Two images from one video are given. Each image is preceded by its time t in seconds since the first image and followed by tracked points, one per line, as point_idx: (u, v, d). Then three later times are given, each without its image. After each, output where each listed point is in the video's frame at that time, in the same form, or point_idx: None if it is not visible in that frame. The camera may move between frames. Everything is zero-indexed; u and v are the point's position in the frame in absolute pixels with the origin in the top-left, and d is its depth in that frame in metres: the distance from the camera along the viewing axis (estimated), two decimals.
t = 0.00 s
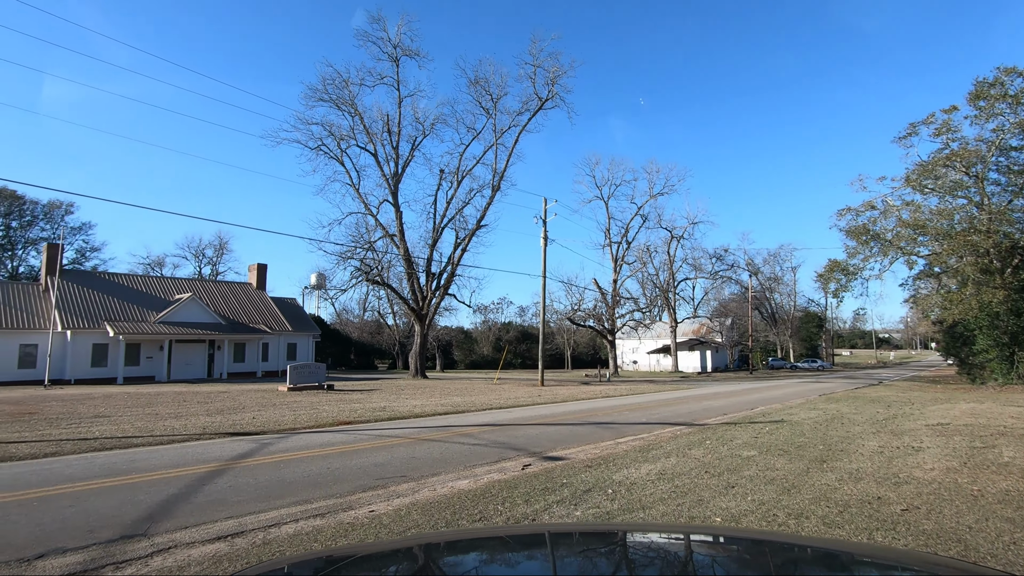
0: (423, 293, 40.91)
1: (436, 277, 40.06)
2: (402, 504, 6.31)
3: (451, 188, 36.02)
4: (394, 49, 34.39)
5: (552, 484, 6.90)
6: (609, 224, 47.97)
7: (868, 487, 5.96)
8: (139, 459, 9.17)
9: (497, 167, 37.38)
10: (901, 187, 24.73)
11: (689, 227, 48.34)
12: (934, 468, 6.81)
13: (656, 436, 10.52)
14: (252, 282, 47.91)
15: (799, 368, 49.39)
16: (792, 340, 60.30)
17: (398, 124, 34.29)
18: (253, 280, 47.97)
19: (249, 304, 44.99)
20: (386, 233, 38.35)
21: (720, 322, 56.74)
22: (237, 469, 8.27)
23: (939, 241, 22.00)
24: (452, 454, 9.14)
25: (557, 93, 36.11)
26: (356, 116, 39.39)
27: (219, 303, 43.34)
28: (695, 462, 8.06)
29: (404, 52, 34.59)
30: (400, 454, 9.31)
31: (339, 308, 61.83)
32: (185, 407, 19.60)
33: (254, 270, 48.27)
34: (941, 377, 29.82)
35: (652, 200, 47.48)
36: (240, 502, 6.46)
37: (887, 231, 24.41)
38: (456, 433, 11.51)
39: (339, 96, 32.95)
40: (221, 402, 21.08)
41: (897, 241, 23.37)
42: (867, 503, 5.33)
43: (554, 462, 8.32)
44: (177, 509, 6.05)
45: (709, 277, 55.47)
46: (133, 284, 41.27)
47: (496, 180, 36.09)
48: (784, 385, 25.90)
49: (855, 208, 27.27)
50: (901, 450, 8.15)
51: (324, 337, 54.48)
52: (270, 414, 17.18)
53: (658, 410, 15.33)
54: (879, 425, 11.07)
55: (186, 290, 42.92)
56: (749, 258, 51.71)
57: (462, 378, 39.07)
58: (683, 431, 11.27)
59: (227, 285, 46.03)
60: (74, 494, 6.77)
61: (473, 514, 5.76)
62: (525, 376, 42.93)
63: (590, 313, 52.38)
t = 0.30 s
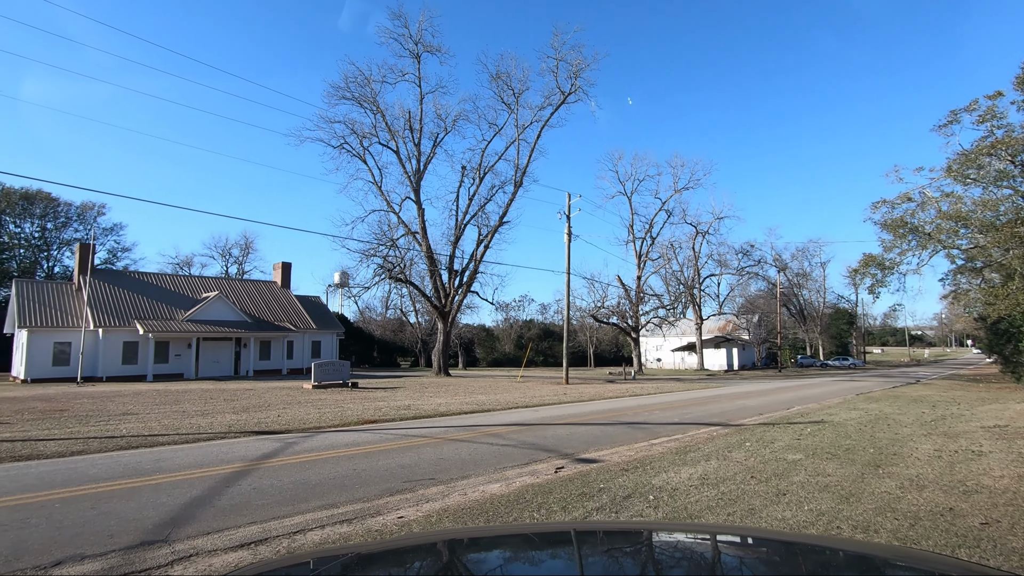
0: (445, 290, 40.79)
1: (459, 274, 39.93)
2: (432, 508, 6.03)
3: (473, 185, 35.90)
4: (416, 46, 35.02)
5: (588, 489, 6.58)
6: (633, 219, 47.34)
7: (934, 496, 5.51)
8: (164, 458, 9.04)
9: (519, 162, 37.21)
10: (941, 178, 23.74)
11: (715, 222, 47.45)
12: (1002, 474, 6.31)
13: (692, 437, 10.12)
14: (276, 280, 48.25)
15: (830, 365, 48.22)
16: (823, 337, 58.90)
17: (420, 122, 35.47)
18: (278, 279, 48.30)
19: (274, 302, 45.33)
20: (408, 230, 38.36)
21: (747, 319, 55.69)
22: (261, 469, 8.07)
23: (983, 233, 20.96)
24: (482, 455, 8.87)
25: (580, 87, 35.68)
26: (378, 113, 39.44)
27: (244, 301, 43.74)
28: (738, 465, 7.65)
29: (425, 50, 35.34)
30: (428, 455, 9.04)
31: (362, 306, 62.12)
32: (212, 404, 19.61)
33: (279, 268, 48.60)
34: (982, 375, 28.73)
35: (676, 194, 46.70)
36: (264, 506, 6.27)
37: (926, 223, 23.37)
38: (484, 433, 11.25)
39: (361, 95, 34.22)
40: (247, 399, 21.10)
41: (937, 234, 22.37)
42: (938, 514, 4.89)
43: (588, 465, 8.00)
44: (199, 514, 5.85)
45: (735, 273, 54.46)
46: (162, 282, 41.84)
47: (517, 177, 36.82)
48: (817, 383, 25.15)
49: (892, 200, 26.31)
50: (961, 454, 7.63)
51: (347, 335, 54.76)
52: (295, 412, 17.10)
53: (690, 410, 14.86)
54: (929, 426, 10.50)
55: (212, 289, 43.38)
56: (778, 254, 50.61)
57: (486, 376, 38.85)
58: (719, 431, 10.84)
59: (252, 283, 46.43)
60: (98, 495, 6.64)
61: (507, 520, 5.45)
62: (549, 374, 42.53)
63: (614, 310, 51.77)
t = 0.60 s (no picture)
0: (465, 287, 40.58)
1: (479, 271, 39.71)
2: (459, 513, 5.76)
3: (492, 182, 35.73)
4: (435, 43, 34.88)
5: (623, 493, 6.26)
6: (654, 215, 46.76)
7: (1002, 505, 5.09)
8: (186, 458, 8.91)
9: (538, 158, 37.00)
10: (979, 168, 22.82)
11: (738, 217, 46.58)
12: None
13: (726, 437, 9.74)
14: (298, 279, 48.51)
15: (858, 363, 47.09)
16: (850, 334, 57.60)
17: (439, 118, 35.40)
18: (299, 277, 48.56)
19: (296, 301, 45.57)
20: (428, 228, 38.27)
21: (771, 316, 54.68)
22: (283, 470, 7.89)
23: None
24: (508, 457, 8.60)
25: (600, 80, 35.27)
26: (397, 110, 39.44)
27: (267, 299, 44.04)
28: (780, 468, 7.26)
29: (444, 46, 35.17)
30: (453, 455, 8.79)
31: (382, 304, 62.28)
32: (235, 402, 19.63)
33: (300, 267, 48.86)
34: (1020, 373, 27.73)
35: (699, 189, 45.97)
36: (286, 511, 6.07)
37: (964, 215, 22.44)
38: (510, 433, 10.99)
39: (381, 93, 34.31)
40: (269, 397, 21.11)
41: (976, 226, 21.45)
42: (1013, 526, 4.47)
43: (619, 467, 7.72)
44: (219, 520, 5.65)
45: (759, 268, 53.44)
46: (186, 281, 42.29)
47: (538, 172, 36.30)
48: (847, 382, 24.52)
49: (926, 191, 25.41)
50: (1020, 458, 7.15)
51: (368, 333, 54.97)
52: (318, 410, 17.02)
53: (719, 409, 14.40)
54: (976, 427, 9.99)
55: (236, 287, 43.74)
56: (803, 249, 49.55)
57: (507, 374, 38.60)
58: (753, 431, 10.44)
59: (275, 282, 46.74)
60: (118, 496, 6.50)
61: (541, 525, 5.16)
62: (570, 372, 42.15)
63: (635, 307, 51.17)
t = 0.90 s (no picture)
0: (483, 285, 40.35)
1: (497, 268, 39.47)
2: (483, 517, 5.51)
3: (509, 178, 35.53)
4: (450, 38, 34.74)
5: (655, 497, 5.97)
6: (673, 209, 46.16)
7: None
8: (204, 458, 8.78)
9: (556, 153, 36.69)
10: (1015, 155, 21.96)
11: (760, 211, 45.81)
12: None
13: (757, 437, 9.41)
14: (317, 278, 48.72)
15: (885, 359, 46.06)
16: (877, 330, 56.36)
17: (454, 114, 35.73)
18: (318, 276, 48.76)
19: (315, 299, 45.78)
20: (445, 225, 38.14)
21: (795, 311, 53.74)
22: (302, 471, 7.71)
23: None
24: (533, 457, 8.35)
25: (618, 73, 34.81)
26: (413, 108, 39.35)
27: (286, 298, 44.28)
28: (819, 469, 6.92)
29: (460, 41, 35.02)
30: (476, 455, 8.57)
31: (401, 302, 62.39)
32: (255, 400, 19.63)
33: (319, 266, 49.08)
34: None
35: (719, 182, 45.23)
36: (304, 515, 5.88)
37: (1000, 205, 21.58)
38: (533, 433, 10.74)
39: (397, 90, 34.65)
40: (289, 395, 21.10)
41: (1015, 215, 20.58)
42: None
43: (649, 469, 7.44)
44: (235, 525, 5.49)
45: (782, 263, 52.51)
46: (207, 280, 42.68)
47: (555, 167, 36.23)
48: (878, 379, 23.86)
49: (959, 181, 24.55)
50: None
51: (386, 332, 55.12)
52: (338, 408, 16.94)
53: (747, 407, 13.99)
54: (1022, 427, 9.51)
55: (256, 286, 44.06)
56: (828, 243, 48.54)
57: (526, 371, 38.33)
58: (785, 430, 10.09)
59: (294, 281, 46.98)
60: (135, 497, 6.37)
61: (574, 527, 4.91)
62: (589, 369, 41.77)
63: (655, 303, 50.60)
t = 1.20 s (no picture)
0: (502, 283, 40.19)
1: (516, 266, 39.29)
2: (512, 522, 5.35)
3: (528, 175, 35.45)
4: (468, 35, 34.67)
5: (689, 502, 5.77)
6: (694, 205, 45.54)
7: None
8: (227, 458, 8.73)
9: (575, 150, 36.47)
10: None
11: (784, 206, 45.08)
12: None
13: (789, 438, 9.13)
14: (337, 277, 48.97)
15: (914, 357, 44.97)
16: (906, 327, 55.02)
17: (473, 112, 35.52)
18: (338, 275, 49.00)
19: (336, 299, 46.02)
20: (463, 223, 38.05)
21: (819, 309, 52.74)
22: (325, 472, 7.61)
23: None
24: (558, 459, 8.18)
25: (637, 67, 34.40)
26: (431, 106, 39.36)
27: (307, 297, 44.59)
28: (860, 472, 6.63)
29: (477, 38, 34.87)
30: (500, 456, 8.42)
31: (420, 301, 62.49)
32: (277, 399, 19.70)
33: (339, 265, 49.33)
34: None
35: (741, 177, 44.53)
36: (329, 517, 5.78)
37: None
38: (557, 433, 10.56)
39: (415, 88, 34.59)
40: (311, 394, 21.14)
41: None
42: None
43: (680, 471, 7.23)
44: (259, 529, 5.41)
45: (806, 259, 51.52)
46: (230, 280, 43.15)
47: (575, 163, 36.41)
48: (911, 378, 23.16)
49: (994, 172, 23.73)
50: None
51: (406, 330, 55.32)
52: (359, 407, 16.89)
53: (775, 407, 13.64)
54: None
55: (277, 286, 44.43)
56: (854, 238, 47.54)
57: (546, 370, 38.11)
58: (818, 431, 9.79)
59: (314, 280, 47.30)
60: (160, 498, 6.34)
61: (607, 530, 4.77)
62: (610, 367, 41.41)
63: (675, 301, 50.02)
